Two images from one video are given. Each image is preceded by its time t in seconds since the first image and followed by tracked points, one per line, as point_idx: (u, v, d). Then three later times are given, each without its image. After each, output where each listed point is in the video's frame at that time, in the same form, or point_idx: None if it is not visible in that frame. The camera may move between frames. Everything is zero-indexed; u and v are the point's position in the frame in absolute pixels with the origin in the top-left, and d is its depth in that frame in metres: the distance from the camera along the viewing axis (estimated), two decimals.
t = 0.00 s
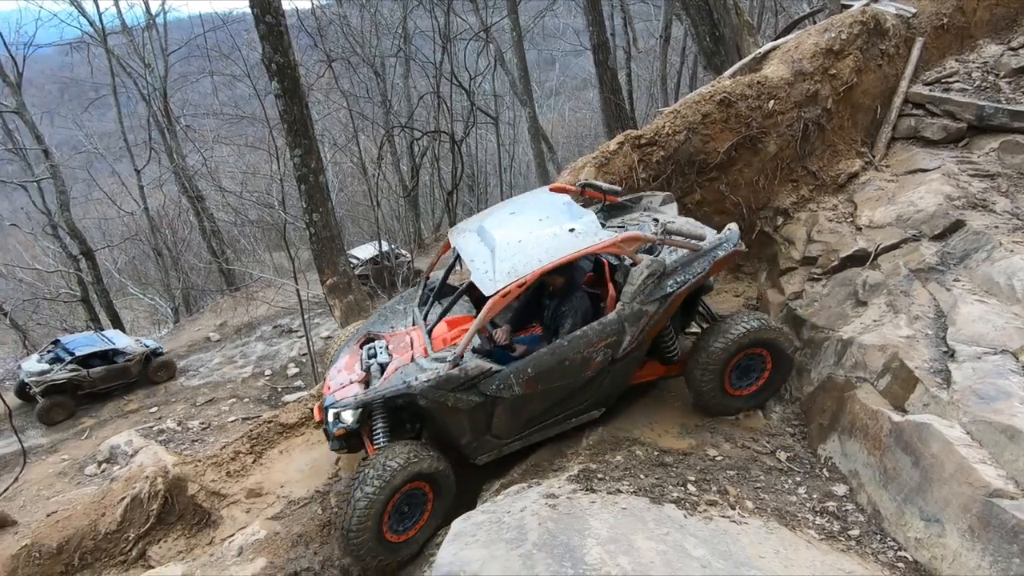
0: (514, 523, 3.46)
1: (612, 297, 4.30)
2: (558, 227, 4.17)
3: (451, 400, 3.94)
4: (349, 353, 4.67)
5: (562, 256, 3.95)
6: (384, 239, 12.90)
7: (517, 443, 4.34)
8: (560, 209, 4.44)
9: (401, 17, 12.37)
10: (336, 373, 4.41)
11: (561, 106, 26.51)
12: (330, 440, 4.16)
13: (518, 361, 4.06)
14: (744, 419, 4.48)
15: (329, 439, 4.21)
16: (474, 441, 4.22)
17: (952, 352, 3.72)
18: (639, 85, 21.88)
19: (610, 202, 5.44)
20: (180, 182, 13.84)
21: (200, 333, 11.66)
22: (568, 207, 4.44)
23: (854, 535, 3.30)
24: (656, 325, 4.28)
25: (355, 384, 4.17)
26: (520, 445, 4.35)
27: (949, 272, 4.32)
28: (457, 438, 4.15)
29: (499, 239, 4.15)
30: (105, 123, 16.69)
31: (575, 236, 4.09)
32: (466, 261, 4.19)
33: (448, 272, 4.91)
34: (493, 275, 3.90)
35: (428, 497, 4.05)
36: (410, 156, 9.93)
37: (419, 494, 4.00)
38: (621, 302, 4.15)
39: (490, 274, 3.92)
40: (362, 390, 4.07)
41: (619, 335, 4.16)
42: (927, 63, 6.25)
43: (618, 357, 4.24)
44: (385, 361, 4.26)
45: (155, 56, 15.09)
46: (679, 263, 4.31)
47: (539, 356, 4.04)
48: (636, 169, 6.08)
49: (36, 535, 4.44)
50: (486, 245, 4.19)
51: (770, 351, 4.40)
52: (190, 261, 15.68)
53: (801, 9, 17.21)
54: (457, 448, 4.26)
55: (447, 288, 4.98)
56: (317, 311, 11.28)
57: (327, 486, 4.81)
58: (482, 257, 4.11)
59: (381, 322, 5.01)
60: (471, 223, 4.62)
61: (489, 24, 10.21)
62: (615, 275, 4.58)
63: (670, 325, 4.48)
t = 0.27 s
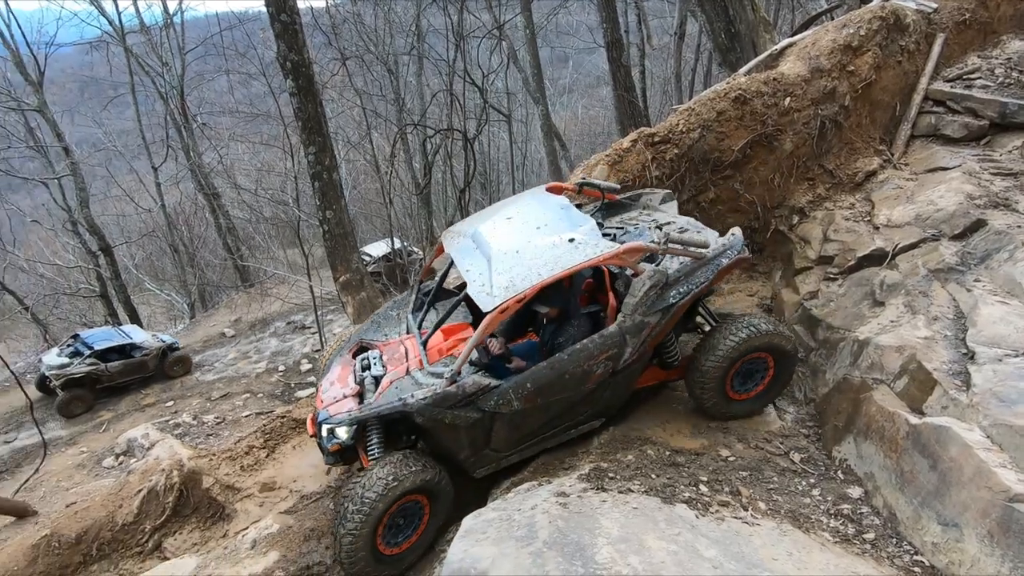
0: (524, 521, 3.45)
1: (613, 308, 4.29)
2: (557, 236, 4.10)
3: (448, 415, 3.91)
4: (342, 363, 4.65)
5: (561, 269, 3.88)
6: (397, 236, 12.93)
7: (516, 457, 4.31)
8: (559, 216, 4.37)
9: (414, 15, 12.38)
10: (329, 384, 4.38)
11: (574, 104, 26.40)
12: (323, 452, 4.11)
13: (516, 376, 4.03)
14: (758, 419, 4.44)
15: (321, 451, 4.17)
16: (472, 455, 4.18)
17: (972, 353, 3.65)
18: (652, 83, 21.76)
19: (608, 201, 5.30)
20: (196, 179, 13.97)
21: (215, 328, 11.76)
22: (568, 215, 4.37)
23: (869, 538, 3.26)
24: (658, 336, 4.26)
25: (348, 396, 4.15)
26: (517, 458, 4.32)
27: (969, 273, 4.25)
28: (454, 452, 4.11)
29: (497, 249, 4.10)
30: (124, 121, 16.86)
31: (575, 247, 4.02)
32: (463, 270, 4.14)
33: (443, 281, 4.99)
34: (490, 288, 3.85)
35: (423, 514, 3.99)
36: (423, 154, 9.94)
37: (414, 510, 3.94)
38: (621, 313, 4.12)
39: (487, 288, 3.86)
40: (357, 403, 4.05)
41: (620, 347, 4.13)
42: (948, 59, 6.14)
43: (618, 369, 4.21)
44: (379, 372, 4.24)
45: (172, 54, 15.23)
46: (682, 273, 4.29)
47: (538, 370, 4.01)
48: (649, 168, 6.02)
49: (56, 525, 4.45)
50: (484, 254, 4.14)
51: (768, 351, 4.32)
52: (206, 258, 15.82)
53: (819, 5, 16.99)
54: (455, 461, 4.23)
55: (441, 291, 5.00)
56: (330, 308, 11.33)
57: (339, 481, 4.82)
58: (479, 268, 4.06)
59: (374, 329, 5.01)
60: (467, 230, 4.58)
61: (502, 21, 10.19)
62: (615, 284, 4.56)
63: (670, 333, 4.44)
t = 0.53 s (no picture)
0: (535, 518, 3.43)
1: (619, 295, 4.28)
2: (564, 219, 4.11)
3: (451, 397, 3.88)
4: (347, 349, 4.65)
5: (568, 249, 3.89)
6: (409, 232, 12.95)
7: (519, 444, 4.26)
8: (566, 202, 4.39)
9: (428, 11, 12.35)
10: (333, 369, 4.39)
11: (587, 101, 26.27)
12: (324, 439, 4.10)
13: (521, 360, 4.00)
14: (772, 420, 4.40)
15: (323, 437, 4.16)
16: (475, 442, 4.13)
17: (993, 355, 3.58)
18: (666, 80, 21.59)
19: (616, 196, 5.23)
20: (211, 176, 14.08)
21: (230, 323, 11.86)
22: (575, 201, 4.40)
23: (885, 541, 3.21)
24: (665, 324, 4.22)
25: (352, 380, 4.15)
26: (521, 447, 4.27)
27: (991, 272, 4.16)
28: (457, 438, 4.07)
29: (504, 231, 4.11)
30: (141, 117, 17.02)
31: (582, 230, 4.03)
32: (470, 253, 4.15)
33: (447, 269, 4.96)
34: (497, 267, 3.85)
35: (426, 507, 3.98)
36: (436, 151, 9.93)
37: (417, 504, 3.93)
38: (629, 298, 4.11)
39: (494, 267, 3.87)
40: (361, 386, 4.06)
41: (627, 333, 4.10)
42: (971, 55, 6.02)
43: (625, 356, 4.17)
44: (383, 357, 4.24)
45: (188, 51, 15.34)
46: (689, 259, 4.27)
47: (543, 354, 3.99)
48: (663, 164, 5.95)
49: (75, 515, 4.55)
50: (491, 237, 4.16)
51: (772, 346, 4.28)
52: (221, 253, 15.95)
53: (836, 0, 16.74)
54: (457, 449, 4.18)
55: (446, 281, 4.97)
56: (342, 303, 11.38)
57: (351, 476, 4.84)
58: (486, 250, 4.07)
59: (379, 318, 5.01)
60: (476, 216, 4.57)
61: (515, 17, 10.14)
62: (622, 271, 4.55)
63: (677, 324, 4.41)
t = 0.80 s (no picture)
0: (542, 515, 3.42)
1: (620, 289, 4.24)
2: (564, 213, 4.09)
3: (452, 390, 3.88)
4: (349, 346, 4.66)
5: (568, 242, 3.86)
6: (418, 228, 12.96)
7: (521, 440, 4.25)
8: (566, 198, 4.37)
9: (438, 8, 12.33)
10: (335, 364, 4.40)
11: (596, 97, 26.16)
12: (327, 434, 4.12)
13: (521, 354, 3.99)
14: (782, 419, 4.36)
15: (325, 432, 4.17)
16: (476, 437, 4.11)
17: (1009, 355, 3.52)
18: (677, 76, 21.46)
19: (618, 196, 5.15)
20: (223, 172, 14.16)
21: (241, 318, 11.93)
22: (576, 197, 4.38)
23: (896, 543, 3.17)
24: (666, 318, 4.19)
25: (353, 374, 4.16)
26: (523, 442, 4.26)
27: (1007, 271, 4.10)
28: (458, 433, 4.06)
29: (503, 225, 4.10)
30: (154, 114, 17.13)
31: (583, 223, 4.01)
32: (470, 248, 4.14)
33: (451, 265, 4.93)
34: (497, 261, 3.83)
35: (428, 504, 3.98)
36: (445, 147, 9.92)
37: (419, 501, 3.94)
38: (629, 291, 4.08)
39: (494, 261, 3.85)
40: (361, 379, 4.06)
41: (628, 326, 4.07)
42: (989, 50, 5.92)
43: (626, 350, 4.14)
44: (385, 351, 4.25)
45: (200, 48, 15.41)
46: (691, 251, 4.25)
47: (544, 346, 3.98)
48: (673, 161, 5.91)
49: (87, 507, 4.54)
50: (491, 233, 4.15)
51: (771, 343, 4.24)
52: (232, 249, 16.05)
53: None
54: (458, 444, 4.17)
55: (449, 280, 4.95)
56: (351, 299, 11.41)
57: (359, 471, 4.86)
58: (486, 244, 4.05)
59: (382, 316, 5.02)
60: (478, 214, 4.56)
61: (525, 13, 10.10)
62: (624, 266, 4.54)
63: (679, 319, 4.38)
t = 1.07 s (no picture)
0: (549, 513, 3.42)
1: (622, 287, 4.23)
2: (566, 212, 4.07)
3: (454, 391, 3.87)
4: (352, 345, 4.67)
5: (570, 241, 3.86)
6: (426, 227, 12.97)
7: (523, 440, 4.25)
8: (569, 197, 4.36)
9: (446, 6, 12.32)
10: (337, 364, 4.41)
11: (605, 95, 26.06)
12: (329, 434, 4.14)
13: (523, 355, 3.99)
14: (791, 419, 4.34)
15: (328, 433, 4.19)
16: (478, 437, 4.11)
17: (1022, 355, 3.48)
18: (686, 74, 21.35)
19: (621, 196, 5.15)
20: (233, 170, 14.23)
21: (250, 316, 11.99)
22: (578, 196, 4.36)
23: (906, 544, 3.15)
24: (668, 318, 4.17)
25: (355, 374, 4.18)
26: (525, 442, 4.26)
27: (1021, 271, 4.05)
28: (460, 433, 4.06)
29: (506, 225, 4.10)
30: (165, 112, 17.23)
31: (585, 222, 3.99)
32: (473, 248, 4.14)
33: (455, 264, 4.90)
34: (499, 261, 3.83)
35: (430, 503, 3.98)
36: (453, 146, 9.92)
37: (421, 500, 3.94)
38: (631, 291, 4.07)
39: (496, 261, 3.85)
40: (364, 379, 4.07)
41: (630, 326, 4.06)
42: (1004, 46, 5.85)
43: (628, 350, 4.13)
44: (387, 352, 4.26)
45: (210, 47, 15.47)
46: (693, 251, 4.23)
47: (546, 346, 3.98)
48: (682, 160, 5.88)
49: (99, 501, 4.58)
50: (493, 233, 4.15)
51: (774, 343, 4.22)
52: (242, 246, 16.13)
53: None
54: (460, 444, 4.17)
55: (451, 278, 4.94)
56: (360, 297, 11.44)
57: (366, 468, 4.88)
58: (488, 244, 4.05)
59: (385, 316, 5.04)
60: (481, 213, 4.56)
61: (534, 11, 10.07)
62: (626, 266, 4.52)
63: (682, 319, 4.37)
